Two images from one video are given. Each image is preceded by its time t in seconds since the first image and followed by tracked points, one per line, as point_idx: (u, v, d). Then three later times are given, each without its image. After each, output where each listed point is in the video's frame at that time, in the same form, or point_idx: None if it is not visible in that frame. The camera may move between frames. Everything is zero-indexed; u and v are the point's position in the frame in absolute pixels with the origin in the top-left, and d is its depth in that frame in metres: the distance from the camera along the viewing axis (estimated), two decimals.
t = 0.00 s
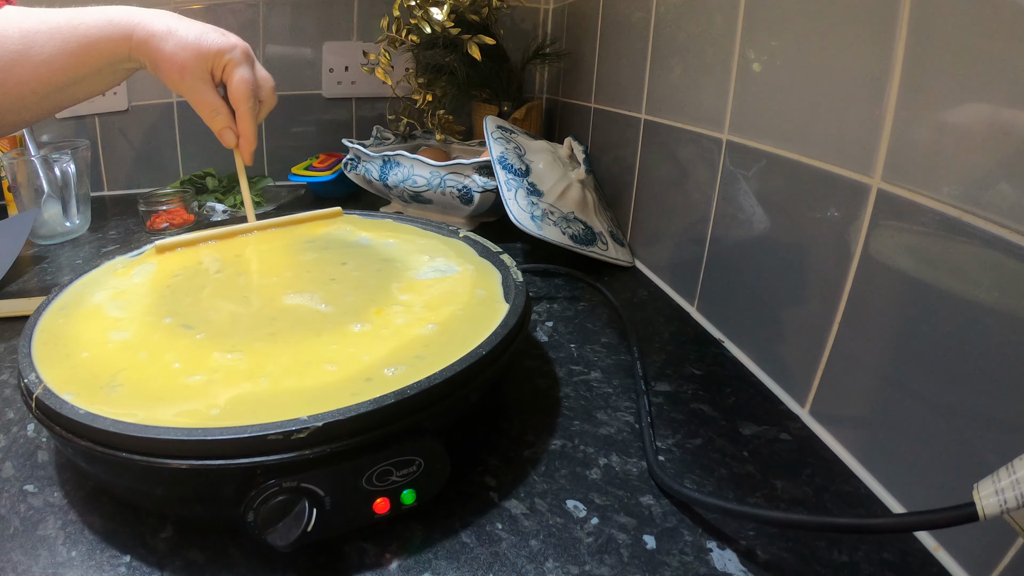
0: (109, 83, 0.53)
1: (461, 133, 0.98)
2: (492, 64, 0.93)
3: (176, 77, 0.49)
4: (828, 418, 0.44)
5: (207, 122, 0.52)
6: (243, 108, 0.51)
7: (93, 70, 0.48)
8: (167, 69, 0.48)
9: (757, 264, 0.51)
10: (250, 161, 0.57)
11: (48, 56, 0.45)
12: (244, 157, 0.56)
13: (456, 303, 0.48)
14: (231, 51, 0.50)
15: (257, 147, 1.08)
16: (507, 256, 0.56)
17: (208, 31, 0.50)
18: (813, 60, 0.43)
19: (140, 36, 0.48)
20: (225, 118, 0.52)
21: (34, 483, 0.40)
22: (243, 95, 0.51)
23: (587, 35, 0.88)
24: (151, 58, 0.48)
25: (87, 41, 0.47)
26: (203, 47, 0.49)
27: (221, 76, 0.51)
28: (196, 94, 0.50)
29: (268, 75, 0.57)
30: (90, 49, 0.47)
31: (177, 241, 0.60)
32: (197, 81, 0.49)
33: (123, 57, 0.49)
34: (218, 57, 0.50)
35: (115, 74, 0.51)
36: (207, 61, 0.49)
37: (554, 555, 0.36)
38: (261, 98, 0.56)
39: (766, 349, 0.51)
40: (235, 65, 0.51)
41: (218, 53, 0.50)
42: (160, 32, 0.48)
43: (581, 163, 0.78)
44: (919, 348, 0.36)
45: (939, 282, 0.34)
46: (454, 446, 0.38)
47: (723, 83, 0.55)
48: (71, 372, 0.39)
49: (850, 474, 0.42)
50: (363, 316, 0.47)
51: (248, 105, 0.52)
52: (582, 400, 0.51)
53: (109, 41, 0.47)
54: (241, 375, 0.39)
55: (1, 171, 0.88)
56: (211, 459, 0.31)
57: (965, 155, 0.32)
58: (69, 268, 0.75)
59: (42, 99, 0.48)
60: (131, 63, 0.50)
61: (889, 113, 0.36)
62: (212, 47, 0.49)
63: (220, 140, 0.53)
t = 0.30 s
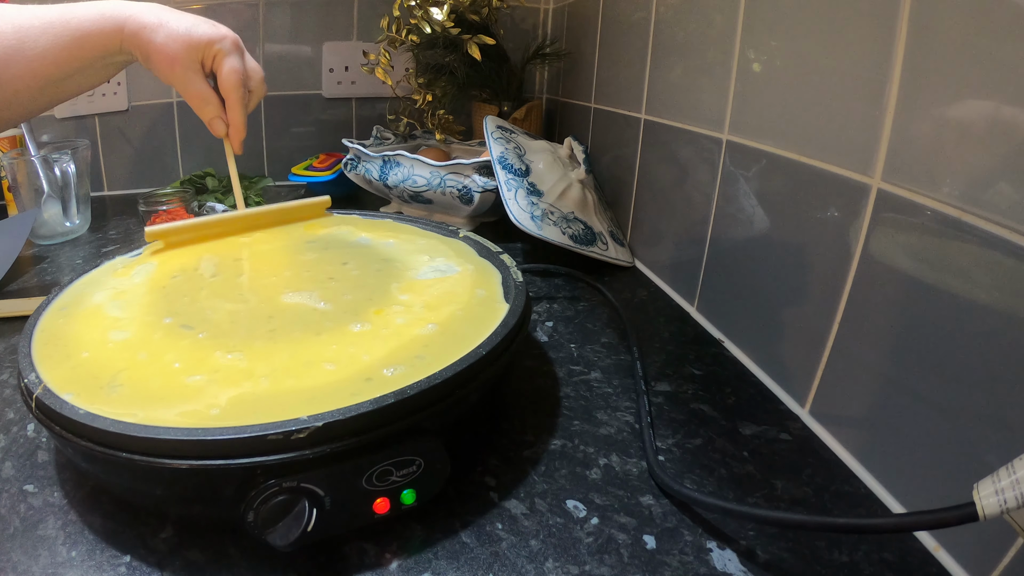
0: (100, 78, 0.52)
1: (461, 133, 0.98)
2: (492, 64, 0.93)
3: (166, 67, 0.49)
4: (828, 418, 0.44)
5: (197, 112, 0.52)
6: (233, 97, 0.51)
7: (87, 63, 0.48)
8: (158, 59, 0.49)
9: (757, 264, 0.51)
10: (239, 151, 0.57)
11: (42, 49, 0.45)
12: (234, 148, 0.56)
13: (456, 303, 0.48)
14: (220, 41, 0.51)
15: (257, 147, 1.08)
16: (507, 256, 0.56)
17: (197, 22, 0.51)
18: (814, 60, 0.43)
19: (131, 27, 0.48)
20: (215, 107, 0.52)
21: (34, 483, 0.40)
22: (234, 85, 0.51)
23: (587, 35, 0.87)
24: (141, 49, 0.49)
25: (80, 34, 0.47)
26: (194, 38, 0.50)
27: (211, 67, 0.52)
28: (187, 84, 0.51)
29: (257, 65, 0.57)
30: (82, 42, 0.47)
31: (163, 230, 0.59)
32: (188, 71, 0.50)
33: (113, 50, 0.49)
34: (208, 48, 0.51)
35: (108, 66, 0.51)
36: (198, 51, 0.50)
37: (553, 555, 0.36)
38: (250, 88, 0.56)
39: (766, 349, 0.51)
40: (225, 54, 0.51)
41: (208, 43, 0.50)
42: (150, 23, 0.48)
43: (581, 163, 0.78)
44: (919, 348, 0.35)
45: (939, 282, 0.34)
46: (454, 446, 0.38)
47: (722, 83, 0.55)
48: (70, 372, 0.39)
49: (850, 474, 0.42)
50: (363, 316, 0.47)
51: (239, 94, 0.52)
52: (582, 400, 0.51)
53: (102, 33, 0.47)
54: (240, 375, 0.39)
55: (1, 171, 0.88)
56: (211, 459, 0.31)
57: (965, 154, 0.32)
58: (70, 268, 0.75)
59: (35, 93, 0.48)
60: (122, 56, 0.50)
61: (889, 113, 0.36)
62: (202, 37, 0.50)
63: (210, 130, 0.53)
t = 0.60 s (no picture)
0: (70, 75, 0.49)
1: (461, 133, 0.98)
2: (492, 64, 0.93)
3: (133, 45, 0.45)
4: (829, 418, 0.44)
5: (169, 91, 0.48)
6: (205, 67, 0.48)
7: (57, 56, 0.45)
8: (125, 38, 0.45)
9: (757, 264, 0.51)
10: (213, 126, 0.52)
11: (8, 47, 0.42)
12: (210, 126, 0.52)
13: (456, 303, 0.48)
14: (187, 14, 0.47)
15: (257, 147, 1.08)
16: (507, 256, 0.56)
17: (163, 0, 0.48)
18: (814, 59, 0.43)
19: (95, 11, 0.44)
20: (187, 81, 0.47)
21: (34, 483, 0.40)
22: (205, 54, 0.48)
23: (587, 35, 0.88)
24: (107, 32, 0.45)
25: (44, 23, 0.43)
26: (159, 11, 0.46)
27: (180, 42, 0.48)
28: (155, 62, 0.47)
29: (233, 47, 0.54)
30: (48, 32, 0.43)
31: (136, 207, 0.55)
32: (156, 46, 0.46)
33: (80, 38, 0.45)
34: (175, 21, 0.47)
35: (80, 59, 0.48)
36: (164, 25, 0.46)
37: (554, 555, 0.36)
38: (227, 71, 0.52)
39: (766, 349, 0.51)
40: (192, 27, 0.48)
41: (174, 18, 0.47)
42: (115, 4, 0.45)
43: (581, 163, 0.78)
44: (918, 347, 0.36)
45: (938, 282, 0.34)
46: (454, 446, 0.38)
47: (722, 83, 0.55)
48: (70, 372, 0.39)
49: (849, 474, 0.42)
50: (363, 316, 0.47)
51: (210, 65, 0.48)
52: (582, 400, 0.51)
53: (68, 21, 0.44)
54: (240, 375, 0.39)
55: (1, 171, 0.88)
56: (211, 459, 0.31)
57: (965, 154, 0.32)
58: (69, 268, 0.75)
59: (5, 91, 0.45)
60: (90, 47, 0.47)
61: (889, 112, 0.36)
62: (168, 11, 0.47)
63: (184, 107, 0.49)
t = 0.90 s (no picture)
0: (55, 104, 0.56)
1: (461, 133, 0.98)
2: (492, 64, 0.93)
3: (98, 100, 0.48)
4: (829, 418, 0.44)
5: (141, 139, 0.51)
6: (174, 116, 0.51)
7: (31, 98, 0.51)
8: (90, 93, 0.48)
9: (757, 264, 0.51)
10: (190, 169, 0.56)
11: None
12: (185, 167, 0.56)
13: (456, 303, 0.48)
14: (149, 64, 0.49)
15: (257, 147, 1.08)
16: (507, 256, 0.56)
17: (127, 49, 0.50)
18: (813, 59, 0.43)
19: (59, 66, 0.48)
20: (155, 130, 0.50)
21: (34, 483, 0.40)
22: (171, 104, 0.50)
23: (587, 35, 0.88)
24: (72, 85, 0.48)
25: (17, 74, 0.48)
26: (121, 64, 0.48)
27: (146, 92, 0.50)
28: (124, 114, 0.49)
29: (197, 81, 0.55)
30: (21, 82, 0.49)
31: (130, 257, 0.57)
32: (118, 98, 0.48)
33: (52, 87, 0.49)
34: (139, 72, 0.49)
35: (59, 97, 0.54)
36: (128, 78, 0.49)
37: (553, 555, 0.36)
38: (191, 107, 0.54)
39: (766, 349, 0.51)
40: (155, 77, 0.50)
41: (136, 69, 0.49)
42: (77, 61, 0.48)
43: (581, 163, 0.78)
44: (919, 347, 0.36)
45: (939, 282, 0.34)
46: (455, 446, 0.38)
47: (722, 83, 0.55)
48: (70, 372, 0.39)
49: (850, 474, 0.42)
50: (363, 316, 0.47)
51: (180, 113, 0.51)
52: (582, 400, 0.51)
53: (37, 75, 0.48)
54: (240, 375, 0.39)
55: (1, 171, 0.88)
56: (211, 459, 0.31)
57: (964, 155, 0.32)
58: (69, 268, 0.75)
59: None
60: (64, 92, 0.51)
61: (889, 112, 0.36)
62: (129, 63, 0.49)
63: (158, 154, 0.52)
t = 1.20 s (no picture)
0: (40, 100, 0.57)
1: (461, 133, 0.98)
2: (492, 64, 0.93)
3: (85, 87, 0.49)
4: (829, 418, 0.44)
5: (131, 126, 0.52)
6: (161, 97, 0.51)
7: (17, 92, 0.51)
8: (77, 80, 0.49)
9: (757, 264, 0.51)
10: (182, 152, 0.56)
11: None
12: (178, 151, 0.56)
13: (456, 303, 0.48)
14: (132, 48, 0.50)
15: (256, 147, 1.08)
16: (507, 256, 0.56)
17: (109, 36, 0.51)
18: (814, 60, 0.43)
19: (44, 57, 0.49)
20: (145, 113, 0.51)
21: (34, 483, 0.40)
22: (158, 85, 0.51)
23: (587, 35, 0.88)
24: (58, 75, 0.49)
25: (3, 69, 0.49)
26: (106, 50, 0.49)
27: (132, 77, 0.52)
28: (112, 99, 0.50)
29: (180, 63, 0.57)
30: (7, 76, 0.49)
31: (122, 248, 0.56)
32: (105, 83, 0.49)
33: (38, 80, 0.50)
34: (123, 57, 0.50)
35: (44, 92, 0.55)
36: (113, 63, 0.50)
37: (553, 555, 0.36)
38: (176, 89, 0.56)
39: (766, 349, 0.51)
40: (140, 61, 0.51)
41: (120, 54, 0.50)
42: (62, 50, 0.49)
43: (581, 163, 0.78)
44: (919, 348, 0.36)
45: (939, 282, 0.34)
46: (454, 446, 0.38)
47: (722, 83, 0.55)
48: (69, 372, 0.39)
49: (850, 474, 0.42)
50: (363, 316, 0.47)
51: (168, 94, 0.52)
52: (582, 400, 0.51)
53: (23, 69, 0.49)
54: (240, 375, 0.39)
55: (1, 171, 0.88)
56: (211, 459, 0.31)
57: (964, 155, 0.32)
58: (69, 268, 0.75)
59: None
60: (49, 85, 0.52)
61: (889, 112, 0.36)
62: (113, 48, 0.50)
63: (149, 139, 0.53)
